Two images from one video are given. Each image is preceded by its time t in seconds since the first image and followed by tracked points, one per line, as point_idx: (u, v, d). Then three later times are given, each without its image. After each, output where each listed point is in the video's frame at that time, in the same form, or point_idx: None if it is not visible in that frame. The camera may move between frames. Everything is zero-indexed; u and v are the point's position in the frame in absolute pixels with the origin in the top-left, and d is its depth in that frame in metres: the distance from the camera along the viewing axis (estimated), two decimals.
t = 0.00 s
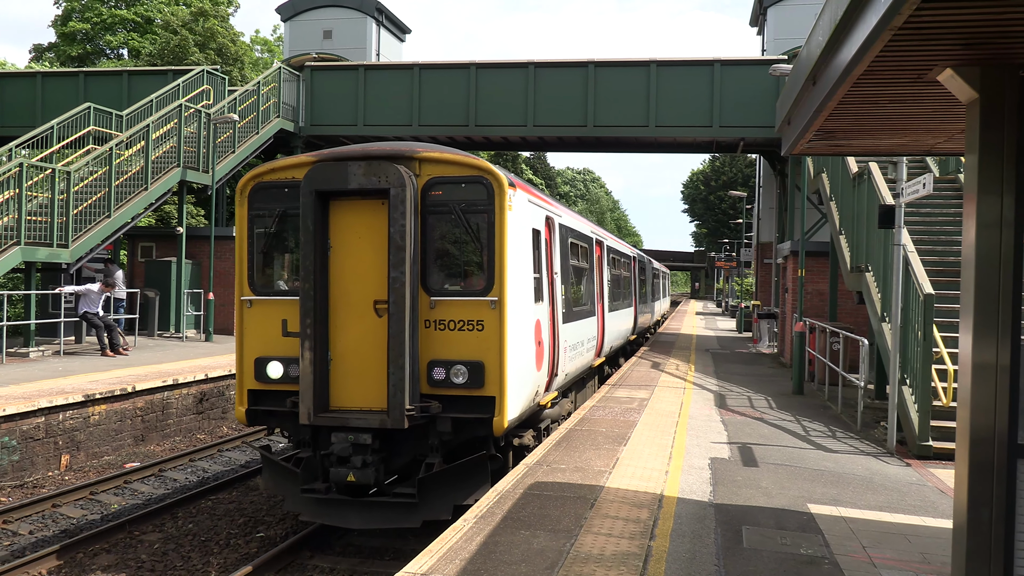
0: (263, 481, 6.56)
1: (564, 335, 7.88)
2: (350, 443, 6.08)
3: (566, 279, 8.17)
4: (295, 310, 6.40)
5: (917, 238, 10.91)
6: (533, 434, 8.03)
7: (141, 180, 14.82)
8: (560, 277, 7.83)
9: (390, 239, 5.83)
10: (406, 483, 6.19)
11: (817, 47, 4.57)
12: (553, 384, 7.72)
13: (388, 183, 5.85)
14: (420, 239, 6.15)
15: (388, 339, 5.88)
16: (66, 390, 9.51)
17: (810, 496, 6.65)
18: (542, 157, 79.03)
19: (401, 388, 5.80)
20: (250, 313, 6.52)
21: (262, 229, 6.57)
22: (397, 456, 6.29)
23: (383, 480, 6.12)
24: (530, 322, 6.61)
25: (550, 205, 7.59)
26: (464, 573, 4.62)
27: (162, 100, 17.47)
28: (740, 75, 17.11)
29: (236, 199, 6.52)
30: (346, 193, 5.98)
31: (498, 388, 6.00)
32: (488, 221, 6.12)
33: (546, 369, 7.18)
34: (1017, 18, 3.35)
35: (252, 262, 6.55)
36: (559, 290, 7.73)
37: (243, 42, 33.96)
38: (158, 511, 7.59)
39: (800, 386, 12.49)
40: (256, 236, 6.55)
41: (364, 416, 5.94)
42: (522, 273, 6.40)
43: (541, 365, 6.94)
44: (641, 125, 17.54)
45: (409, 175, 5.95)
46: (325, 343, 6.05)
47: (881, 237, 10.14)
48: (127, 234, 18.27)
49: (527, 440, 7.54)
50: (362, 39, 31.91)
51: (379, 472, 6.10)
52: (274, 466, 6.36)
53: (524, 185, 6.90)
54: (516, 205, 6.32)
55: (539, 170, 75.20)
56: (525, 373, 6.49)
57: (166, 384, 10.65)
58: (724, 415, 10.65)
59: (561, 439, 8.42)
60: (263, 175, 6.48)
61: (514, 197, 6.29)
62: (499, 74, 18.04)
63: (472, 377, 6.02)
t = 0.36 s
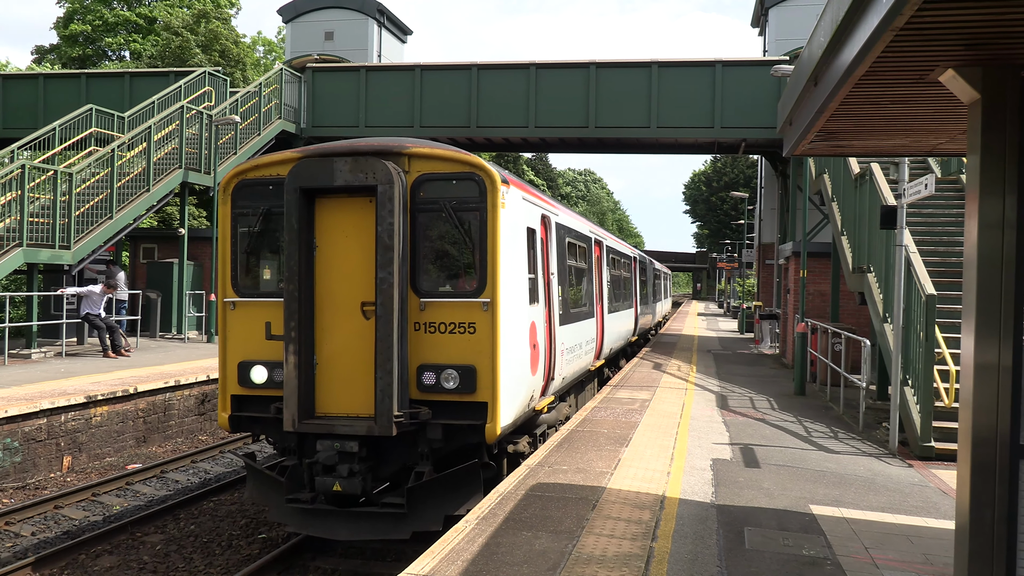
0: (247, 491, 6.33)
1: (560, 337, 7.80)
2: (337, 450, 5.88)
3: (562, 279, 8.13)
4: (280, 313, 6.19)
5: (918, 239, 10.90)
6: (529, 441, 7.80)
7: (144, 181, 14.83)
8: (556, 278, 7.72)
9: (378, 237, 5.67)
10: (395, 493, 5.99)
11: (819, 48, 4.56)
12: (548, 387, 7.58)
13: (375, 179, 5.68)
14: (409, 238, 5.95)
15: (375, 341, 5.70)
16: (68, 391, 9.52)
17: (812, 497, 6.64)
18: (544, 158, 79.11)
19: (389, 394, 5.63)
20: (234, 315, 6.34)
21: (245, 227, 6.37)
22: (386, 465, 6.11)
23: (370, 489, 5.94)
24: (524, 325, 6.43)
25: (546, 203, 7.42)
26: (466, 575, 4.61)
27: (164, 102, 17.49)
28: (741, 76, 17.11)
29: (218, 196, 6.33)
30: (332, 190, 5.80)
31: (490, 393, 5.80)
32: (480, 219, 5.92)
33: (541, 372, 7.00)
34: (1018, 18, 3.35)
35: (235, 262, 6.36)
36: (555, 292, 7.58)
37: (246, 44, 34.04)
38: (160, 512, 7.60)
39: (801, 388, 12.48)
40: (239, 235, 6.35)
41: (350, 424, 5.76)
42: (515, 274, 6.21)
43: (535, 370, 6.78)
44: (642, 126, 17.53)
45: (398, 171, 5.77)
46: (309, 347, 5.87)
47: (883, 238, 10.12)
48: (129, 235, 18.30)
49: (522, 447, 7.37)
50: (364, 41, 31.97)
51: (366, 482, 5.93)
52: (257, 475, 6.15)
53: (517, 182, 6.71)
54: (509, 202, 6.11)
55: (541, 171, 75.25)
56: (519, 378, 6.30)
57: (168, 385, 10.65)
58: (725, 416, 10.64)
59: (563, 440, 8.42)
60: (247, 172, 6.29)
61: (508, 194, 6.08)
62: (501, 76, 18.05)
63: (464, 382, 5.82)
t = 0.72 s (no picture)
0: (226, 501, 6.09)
1: (554, 339, 7.69)
2: (318, 460, 5.58)
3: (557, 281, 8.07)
4: (259, 316, 5.94)
5: (919, 239, 10.90)
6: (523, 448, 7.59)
7: (144, 182, 14.82)
8: (550, 278, 7.58)
9: (360, 235, 5.40)
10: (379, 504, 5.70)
11: (820, 48, 4.55)
12: (540, 391, 7.41)
13: (358, 174, 5.41)
14: (394, 236, 5.71)
15: (358, 345, 5.45)
16: (70, 393, 9.53)
17: (813, 497, 6.64)
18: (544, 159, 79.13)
19: (372, 401, 5.37)
20: (212, 316, 6.05)
21: (223, 226, 6.10)
22: (371, 474, 5.83)
23: (353, 500, 5.66)
24: (514, 327, 6.20)
25: (536, 198, 7.23)
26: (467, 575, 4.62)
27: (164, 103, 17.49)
28: (741, 76, 17.10)
29: (194, 194, 6.09)
30: (313, 186, 5.54)
31: (480, 398, 5.58)
32: (468, 215, 5.70)
33: (532, 376, 6.79)
34: (1020, 17, 3.34)
35: (214, 262, 6.09)
36: (547, 291, 7.39)
37: (246, 45, 34.06)
38: (161, 513, 7.61)
39: (802, 388, 12.46)
40: (216, 234, 6.08)
41: (332, 432, 5.50)
42: (506, 273, 5.99)
43: (527, 373, 6.59)
44: (643, 127, 17.53)
45: (381, 166, 5.51)
46: (290, 351, 5.61)
47: (884, 238, 10.12)
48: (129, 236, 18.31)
49: (513, 453, 6.90)
50: (365, 42, 32.00)
51: (349, 492, 5.66)
52: (236, 485, 5.90)
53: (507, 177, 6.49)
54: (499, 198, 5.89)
55: (542, 171, 75.25)
56: (510, 382, 6.08)
57: (169, 386, 10.65)
58: (726, 417, 10.62)
59: (563, 440, 8.43)
60: (225, 168, 6.05)
61: (498, 190, 5.86)
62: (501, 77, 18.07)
63: (451, 387, 5.59)
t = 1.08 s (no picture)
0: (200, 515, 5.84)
1: (546, 343, 7.55)
2: (293, 471, 5.36)
3: (550, 280, 7.96)
4: (230, 319, 5.74)
5: (920, 240, 10.91)
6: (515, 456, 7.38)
7: (144, 183, 14.82)
8: (541, 277, 7.41)
9: (338, 233, 5.17)
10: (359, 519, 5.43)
11: (820, 48, 4.55)
12: (530, 398, 7.23)
13: (336, 168, 5.18)
14: (376, 233, 5.47)
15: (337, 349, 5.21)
16: (70, 393, 9.53)
17: (813, 498, 6.63)
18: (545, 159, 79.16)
19: (350, 409, 5.12)
20: (183, 318, 5.87)
21: (197, 223, 5.89)
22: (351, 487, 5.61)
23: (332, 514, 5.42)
24: (502, 329, 5.98)
25: (526, 195, 7.01)
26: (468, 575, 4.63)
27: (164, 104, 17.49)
28: (742, 77, 17.11)
29: (167, 190, 5.87)
30: (290, 180, 5.32)
31: (465, 406, 5.34)
32: (454, 211, 5.45)
33: (522, 381, 6.56)
34: (1020, 18, 3.34)
35: (186, 260, 5.89)
36: (536, 292, 7.20)
37: (246, 45, 34.06)
38: (161, 514, 7.61)
39: (802, 388, 12.46)
40: (189, 231, 5.88)
41: (308, 442, 5.25)
42: (493, 273, 5.76)
43: (517, 379, 6.38)
44: (643, 127, 17.53)
45: (361, 160, 5.27)
46: (264, 358, 5.38)
47: (885, 238, 10.10)
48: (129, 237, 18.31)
49: (505, 462, 6.52)
50: (365, 43, 32.02)
51: (327, 506, 5.41)
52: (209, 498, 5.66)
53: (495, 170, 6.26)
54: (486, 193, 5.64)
55: (542, 172, 75.28)
56: (497, 387, 5.85)
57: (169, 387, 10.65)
58: (727, 417, 10.63)
59: (564, 441, 8.44)
60: (198, 162, 5.83)
61: (485, 185, 5.62)
62: (501, 78, 18.08)
63: (435, 394, 5.35)
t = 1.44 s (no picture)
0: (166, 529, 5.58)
1: (536, 344, 7.33)
2: (261, 485, 5.08)
3: (540, 280, 7.76)
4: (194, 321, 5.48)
5: (920, 240, 10.92)
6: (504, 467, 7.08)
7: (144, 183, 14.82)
8: (529, 276, 7.15)
9: (309, 229, 4.93)
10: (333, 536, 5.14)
11: (820, 48, 4.55)
12: (519, 405, 6.99)
13: (306, 159, 4.93)
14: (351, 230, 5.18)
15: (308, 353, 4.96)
16: (70, 393, 9.53)
17: (814, 498, 6.64)
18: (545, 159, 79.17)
19: (322, 418, 4.88)
20: (147, 322, 5.60)
21: (161, 218, 5.62)
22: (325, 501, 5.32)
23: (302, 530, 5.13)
24: (487, 331, 5.68)
25: (513, 189, 6.72)
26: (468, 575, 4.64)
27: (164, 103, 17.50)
28: (742, 77, 17.12)
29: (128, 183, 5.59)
30: (259, 171, 5.08)
31: (447, 416, 5.05)
32: (434, 205, 5.14)
33: (508, 386, 6.28)
34: (1021, 19, 3.34)
35: (150, 258, 5.64)
36: (523, 292, 6.93)
37: (246, 45, 34.05)
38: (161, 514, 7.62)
39: (802, 388, 12.47)
40: (153, 227, 5.61)
41: (277, 453, 4.98)
42: (476, 271, 5.47)
43: (503, 385, 6.10)
44: (644, 128, 17.53)
45: (333, 150, 5.01)
46: (232, 361, 5.15)
47: (885, 238, 10.09)
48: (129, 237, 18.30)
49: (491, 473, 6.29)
50: (365, 42, 32.07)
51: (297, 522, 5.12)
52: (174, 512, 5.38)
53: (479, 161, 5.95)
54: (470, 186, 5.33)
55: (542, 172, 75.32)
56: (482, 394, 5.55)
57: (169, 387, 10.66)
58: (727, 417, 10.64)
59: (564, 441, 8.46)
60: (161, 154, 5.55)
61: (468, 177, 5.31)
62: (501, 78, 18.09)
63: (415, 402, 5.05)
